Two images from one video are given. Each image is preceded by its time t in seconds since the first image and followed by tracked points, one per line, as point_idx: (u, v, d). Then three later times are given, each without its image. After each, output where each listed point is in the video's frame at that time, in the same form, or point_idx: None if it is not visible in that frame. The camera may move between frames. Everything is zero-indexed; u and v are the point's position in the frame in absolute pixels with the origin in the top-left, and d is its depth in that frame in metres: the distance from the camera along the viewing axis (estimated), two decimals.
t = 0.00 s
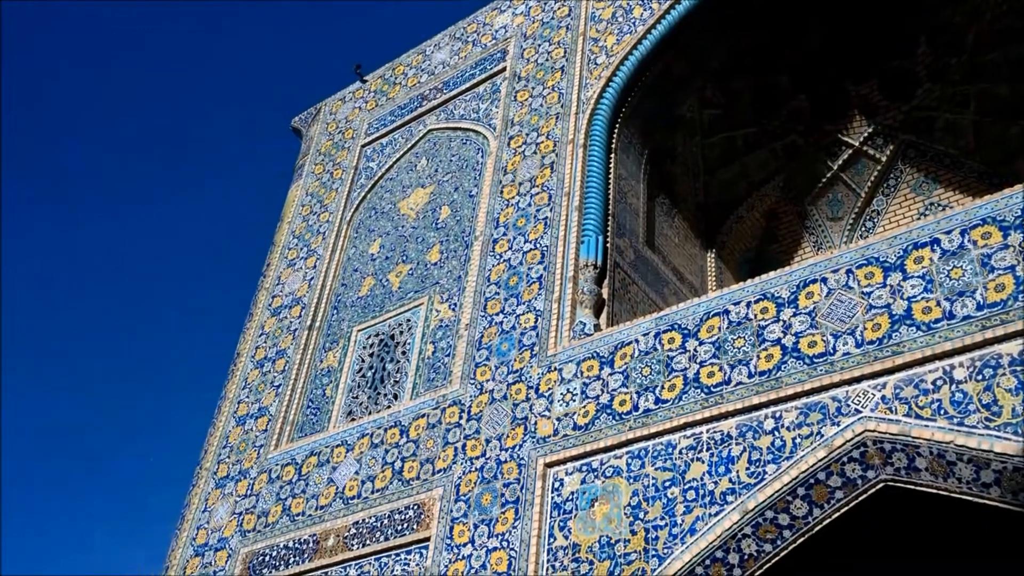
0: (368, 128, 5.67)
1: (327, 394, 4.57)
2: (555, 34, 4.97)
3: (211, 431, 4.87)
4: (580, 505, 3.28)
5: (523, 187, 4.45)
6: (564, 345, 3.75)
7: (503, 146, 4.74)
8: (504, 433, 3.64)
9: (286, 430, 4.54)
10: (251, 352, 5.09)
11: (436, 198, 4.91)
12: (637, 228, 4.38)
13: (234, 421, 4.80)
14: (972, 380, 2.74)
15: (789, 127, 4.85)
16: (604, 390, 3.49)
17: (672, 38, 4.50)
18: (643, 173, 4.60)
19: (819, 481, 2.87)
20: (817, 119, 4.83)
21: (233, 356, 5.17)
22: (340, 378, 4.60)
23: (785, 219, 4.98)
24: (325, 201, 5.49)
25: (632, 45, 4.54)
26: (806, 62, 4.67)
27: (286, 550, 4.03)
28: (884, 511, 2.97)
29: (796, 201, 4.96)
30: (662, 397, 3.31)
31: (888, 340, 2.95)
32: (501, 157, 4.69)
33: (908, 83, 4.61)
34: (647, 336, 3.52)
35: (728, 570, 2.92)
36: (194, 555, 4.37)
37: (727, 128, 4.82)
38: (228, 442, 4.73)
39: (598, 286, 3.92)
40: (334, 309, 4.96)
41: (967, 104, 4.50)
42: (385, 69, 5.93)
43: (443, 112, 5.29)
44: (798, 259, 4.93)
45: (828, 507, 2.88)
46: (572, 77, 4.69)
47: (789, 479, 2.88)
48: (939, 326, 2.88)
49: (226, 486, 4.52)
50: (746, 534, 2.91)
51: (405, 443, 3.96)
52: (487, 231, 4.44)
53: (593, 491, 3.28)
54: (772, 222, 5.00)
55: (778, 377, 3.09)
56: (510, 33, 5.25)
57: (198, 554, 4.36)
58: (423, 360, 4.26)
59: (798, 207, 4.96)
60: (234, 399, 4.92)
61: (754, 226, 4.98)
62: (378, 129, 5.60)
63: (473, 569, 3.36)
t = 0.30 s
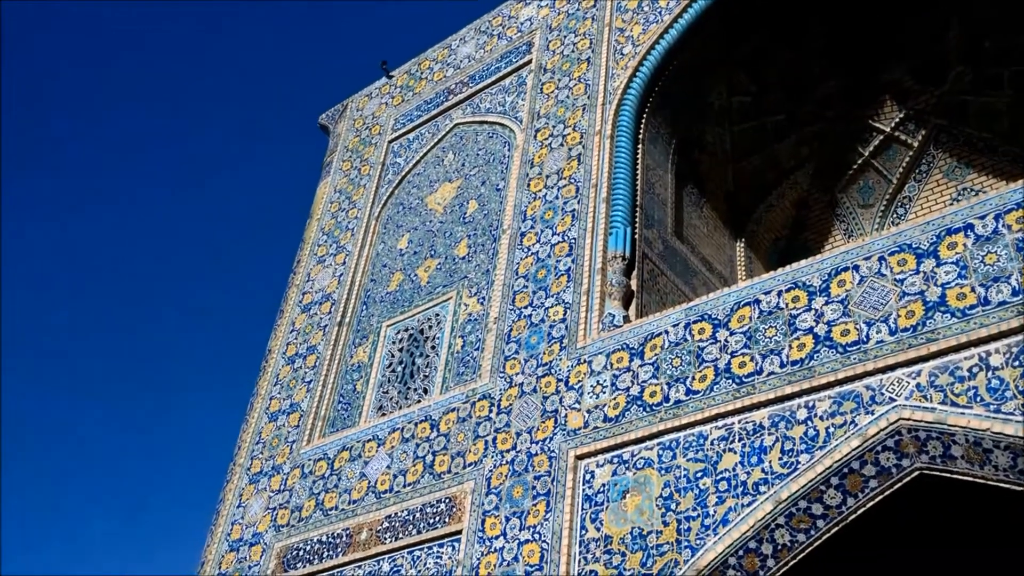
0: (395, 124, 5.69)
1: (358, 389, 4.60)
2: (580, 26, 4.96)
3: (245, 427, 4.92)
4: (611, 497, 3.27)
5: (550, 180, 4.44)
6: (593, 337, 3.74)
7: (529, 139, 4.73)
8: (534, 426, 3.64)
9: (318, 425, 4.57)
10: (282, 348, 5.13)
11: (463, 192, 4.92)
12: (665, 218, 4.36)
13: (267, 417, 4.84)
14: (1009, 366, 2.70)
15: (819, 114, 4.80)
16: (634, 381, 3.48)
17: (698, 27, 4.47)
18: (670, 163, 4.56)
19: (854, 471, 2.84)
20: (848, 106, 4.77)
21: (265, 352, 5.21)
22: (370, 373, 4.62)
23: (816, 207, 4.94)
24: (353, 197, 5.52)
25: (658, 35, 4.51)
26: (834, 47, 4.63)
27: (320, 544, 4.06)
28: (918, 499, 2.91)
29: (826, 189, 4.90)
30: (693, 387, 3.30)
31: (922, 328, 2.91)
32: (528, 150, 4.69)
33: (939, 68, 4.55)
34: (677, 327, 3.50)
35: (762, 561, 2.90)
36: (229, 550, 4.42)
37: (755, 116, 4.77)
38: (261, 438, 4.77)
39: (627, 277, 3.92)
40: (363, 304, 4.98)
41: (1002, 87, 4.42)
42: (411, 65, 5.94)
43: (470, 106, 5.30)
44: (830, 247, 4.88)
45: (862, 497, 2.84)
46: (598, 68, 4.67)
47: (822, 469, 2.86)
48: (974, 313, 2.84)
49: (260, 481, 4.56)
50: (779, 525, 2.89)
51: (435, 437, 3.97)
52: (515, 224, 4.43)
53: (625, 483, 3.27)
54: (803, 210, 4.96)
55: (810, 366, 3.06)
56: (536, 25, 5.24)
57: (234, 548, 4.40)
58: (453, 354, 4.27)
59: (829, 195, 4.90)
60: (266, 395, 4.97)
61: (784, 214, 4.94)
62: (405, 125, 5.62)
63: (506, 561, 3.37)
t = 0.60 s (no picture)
0: (410, 113, 5.70)
1: (380, 377, 4.62)
2: (594, 11, 4.94)
3: (268, 417, 4.96)
4: (634, 482, 3.28)
5: (567, 166, 4.44)
6: (613, 322, 3.75)
7: (545, 125, 4.73)
8: (556, 412, 3.66)
9: (341, 414, 4.61)
10: (304, 339, 5.16)
11: (480, 180, 4.92)
12: (683, 202, 4.35)
13: (290, 407, 4.88)
14: None
15: (836, 95, 4.77)
16: (655, 366, 3.48)
17: (714, 10, 4.44)
18: (688, 147, 4.55)
19: (878, 452, 2.84)
20: (865, 86, 4.74)
21: (286, 342, 5.25)
22: (392, 361, 4.65)
23: (835, 187, 4.93)
24: (370, 187, 5.54)
25: (674, 18, 4.49)
26: (851, 28, 4.61)
27: (345, 532, 4.10)
28: (944, 481, 2.91)
29: (845, 170, 4.89)
30: (714, 371, 3.30)
31: (945, 308, 2.90)
32: (544, 136, 4.68)
33: (957, 46, 4.50)
34: (698, 311, 3.50)
35: (787, 543, 2.92)
36: (255, 539, 4.47)
37: (772, 98, 4.75)
38: (284, 428, 4.81)
39: (645, 262, 3.91)
40: (383, 293, 5.00)
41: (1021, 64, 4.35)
42: (425, 53, 5.94)
43: (485, 93, 5.29)
44: (850, 228, 4.86)
45: (887, 478, 2.85)
46: (613, 52, 4.65)
47: (847, 451, 2.86)
48: (998, 292, 2.82)
49: (285, 470, 4.60)
50: (804, 507, 2.90)
51: (457, 424, 3.99)
52: (533, 211, 4.44)
53: (648, 468, 3.28)
54: (821, 191, 4.95)
55: (833, 348, 3.06)
56: (550, 11, 5.22)
57: (260, 537, 4.45)
58: (473, 341, 4.28)
59: (847, 175, 4.89)
60: (289, 385, 5.00)
61: (803, 196, 4.93)
62: (420, 113, 5.62)
63: (530, 546, 3.39)
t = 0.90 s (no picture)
0: (428, 102, 5.69)
1: (402, 366, 4.64)
2: None
3: (292, 407, 4.99)
4: (657, 468, 3.27)
5: (586, 152, 4.43)
6: (634, 309, 3.73)
7: (564, 112, 4.71)
8: (578, 399, 3.65)
9: (363, 403, 4.63)
10: (326, 329, 5.18)
11: (499, 168, 4.92)
12: (704, 187, 4.33)
13: (313, 397, 4.90)
14: None
15: (858, 76, 4.71)
16: (677, 352, 3.47)
17: None
18: (708, 131, 4.52)
19: (904, 436, 2.82)
20: (887, 67, 4.67)
21: (309, 333, 5.27)
22: (413, 350, 4.66)
23: (858, 170, 4.87)
24: (390, 177, 5.54)
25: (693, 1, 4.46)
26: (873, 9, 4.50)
27: (370, 520, 4.12)
28: (968, 466, 2.86)
29: (868, 152, 4.83)
30: (737, 356, 3.28)
31: (971, 290, 2.87)
32: (563, 123, 4.67)
33: (981, 24, 4.41)
34: (720, 297, 3.48)
35: (812, 528, 2.89)
36: (281, 528, 4.50)
37: (792, 81, 4.69)
38: (308, 418, 4.84)
39: (666, 248, 3.90)
40: (403, 283, 5.01)
41: None
42: (443, 42, 5.93)
43: (503, 81, 5.28)
44: (873, 210, 4.84)
45: (913, 461, 2.82)
46: (631, 37, 4.63)
47: (872, 434, 2.84)
48: None
49: (309, 460, 4.63)
50: (829, 492, 2.88)
51: (479, 412, 4.00)
52: (552, 198, 4.43)
53: (671, 454, 3.27)
54: (845, 174, 4.89)
55: (857, 332, 3.04)
56: None
57: (286, 526, 4.48)
58: (494, 329, 4.28)
59: (871, 157, 4.84)
60: (312, 375, 5.03)
61: (825, 179, 4.89)
62: (439, 102, 5.62)
63: (554, 533, 3.39)
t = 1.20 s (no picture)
0: (446, 90, 5.68)
1: (424, 354, 4.65)
2: None
3: (316, 397, 5.02)
4: (682, 452, 3.26)
5: (605, 137, 4.41)
6: (656, 293, 3.71)
7: (582, 96, 4.69)
8: (601, 384, 3.65)
9: (387, 392, 4.65)
10: (348, 319, 5.21)
11: (517, 155, 4.91)
12: (725, 170, 4.30)
13: (337, 386, 4.93)
14: None
15: (879, 55, 4.66)
16: (700, 335, 3.45)
17: None
18: (728, 113, 4.49)
19: (931, 416, 2.80)
20: (908, 45, 4.64)
21: (331, 322, 5.30)
22: (435, 339, 4.67)
23: (881, 149, 4.82)
24: (408, 165, 5.55)
25: None
26: None
27: (395, 508, 4.14)
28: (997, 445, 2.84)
29: (891, 131, 4.79)
30: (761, 339, 3.27)
31: (997, 268, 2.83)
32: (581, 108, 4.65)
33: None
34: (742, 279, 3.46)
35: (839, 511, 2.88)
36: (308, 516, 4.54)
37: (814, 60, 4.62)
38: (332, 407, 4.87)
39: (687, 232, 3.87)
40: (424, 271, 5.02)
41: None
42: (460, 29, 5.91)
43: (520, 67, 5.26)
44: (896, 190, 4.77)
45: (940, 442, 2.80)
46: (649, 19, 4.59)
47: (898, 415, 2.82)
48: None
49: (334, 449, 4.66)
50: (855, 474, 2.87)
51: (502, 399, 4.01)
52: (572, 184, 4.41)
53: (695, 438, 3.26)
54: (867, 153, 4.84)
55: (882, 312, 3.01)
56: None
57: (312, 515, 4.52)
58: (516, 316, 4.28)
59: (894, 136, 4.78)
60: (335, 364, 5.06)
61: (848, 158, 4.85)
62: (456, 90, 5.61)
63: (579, 519, 3.40)
